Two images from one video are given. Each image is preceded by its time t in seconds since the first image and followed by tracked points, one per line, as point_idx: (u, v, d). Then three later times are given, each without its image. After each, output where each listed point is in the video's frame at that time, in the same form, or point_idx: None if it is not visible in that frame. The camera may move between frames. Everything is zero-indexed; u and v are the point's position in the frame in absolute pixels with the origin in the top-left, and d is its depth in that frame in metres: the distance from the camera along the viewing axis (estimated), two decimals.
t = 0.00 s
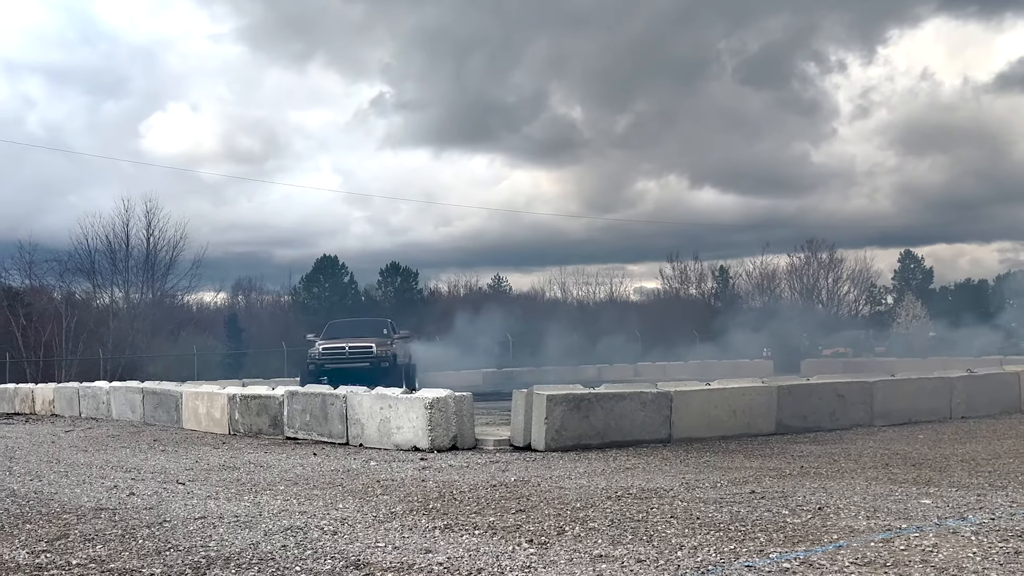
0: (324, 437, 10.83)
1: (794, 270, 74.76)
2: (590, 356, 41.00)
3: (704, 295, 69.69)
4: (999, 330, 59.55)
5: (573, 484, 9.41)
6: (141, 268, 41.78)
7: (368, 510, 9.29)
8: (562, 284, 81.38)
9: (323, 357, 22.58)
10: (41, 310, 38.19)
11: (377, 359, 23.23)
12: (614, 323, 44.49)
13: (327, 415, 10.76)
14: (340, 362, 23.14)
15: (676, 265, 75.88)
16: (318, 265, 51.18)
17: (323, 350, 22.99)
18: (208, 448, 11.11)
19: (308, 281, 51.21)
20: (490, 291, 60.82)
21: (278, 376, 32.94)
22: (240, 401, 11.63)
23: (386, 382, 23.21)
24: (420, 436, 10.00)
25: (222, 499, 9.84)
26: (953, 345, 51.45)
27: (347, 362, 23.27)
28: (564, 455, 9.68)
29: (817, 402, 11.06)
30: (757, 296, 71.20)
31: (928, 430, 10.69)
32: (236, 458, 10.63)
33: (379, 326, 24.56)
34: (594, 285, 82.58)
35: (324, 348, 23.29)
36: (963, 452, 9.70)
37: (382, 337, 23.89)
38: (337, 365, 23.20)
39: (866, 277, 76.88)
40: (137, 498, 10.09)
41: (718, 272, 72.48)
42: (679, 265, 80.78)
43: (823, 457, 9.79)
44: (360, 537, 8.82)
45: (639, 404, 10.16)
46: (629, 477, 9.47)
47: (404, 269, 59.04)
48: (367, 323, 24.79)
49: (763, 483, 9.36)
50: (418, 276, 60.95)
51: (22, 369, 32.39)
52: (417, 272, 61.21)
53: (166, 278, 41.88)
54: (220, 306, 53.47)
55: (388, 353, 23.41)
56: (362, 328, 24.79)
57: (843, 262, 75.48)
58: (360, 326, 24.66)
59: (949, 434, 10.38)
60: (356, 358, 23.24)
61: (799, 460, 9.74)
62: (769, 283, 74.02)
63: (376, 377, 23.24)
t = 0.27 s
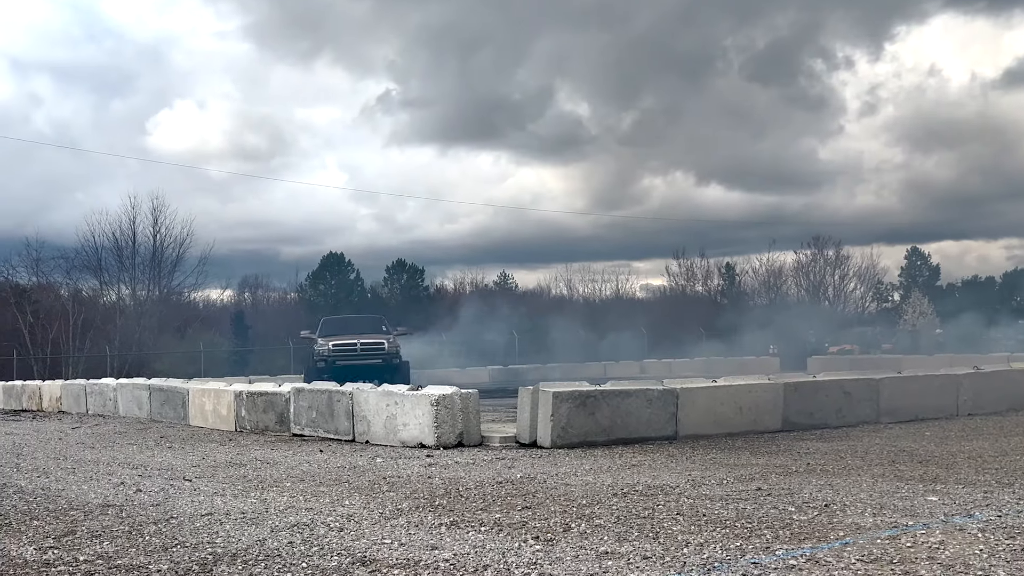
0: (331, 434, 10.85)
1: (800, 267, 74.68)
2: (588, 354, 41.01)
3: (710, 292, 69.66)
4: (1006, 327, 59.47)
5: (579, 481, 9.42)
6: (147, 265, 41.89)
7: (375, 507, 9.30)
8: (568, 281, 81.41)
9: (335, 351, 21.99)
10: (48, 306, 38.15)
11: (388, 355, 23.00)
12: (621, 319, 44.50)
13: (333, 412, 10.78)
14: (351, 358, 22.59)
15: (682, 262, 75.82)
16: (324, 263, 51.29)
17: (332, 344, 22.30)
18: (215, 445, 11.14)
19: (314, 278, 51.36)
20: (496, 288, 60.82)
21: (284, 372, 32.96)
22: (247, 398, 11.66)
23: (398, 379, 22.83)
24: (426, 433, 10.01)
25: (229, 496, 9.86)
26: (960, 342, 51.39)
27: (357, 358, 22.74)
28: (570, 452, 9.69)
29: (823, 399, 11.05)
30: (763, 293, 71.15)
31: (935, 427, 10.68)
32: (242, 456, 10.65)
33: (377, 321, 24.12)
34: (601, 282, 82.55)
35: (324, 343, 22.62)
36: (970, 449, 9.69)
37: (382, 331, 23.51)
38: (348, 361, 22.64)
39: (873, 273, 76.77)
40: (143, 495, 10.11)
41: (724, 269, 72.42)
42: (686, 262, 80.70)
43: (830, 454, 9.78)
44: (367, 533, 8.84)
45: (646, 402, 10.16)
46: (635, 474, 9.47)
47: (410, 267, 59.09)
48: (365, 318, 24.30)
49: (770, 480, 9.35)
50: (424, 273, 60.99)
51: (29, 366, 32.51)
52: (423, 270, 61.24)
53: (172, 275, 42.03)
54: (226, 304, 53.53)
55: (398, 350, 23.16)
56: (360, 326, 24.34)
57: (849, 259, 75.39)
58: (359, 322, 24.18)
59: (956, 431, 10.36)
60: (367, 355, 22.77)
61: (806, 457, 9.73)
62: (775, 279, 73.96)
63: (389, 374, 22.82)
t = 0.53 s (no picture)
0: (335, 432, 10.86)
1: (805, 265, 74.52)
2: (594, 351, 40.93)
3: (714, 290, 69.56)
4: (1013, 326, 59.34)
5: (583, 479, 9.42)
6: (152, 264, 41.89)
7: (379, 504, 9.31)
8: (573, 280, 81.33)
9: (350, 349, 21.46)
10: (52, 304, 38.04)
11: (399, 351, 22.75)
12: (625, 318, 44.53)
13: (338, 409, 10.79)
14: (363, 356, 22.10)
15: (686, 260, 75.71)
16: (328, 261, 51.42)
17: (346, 343, 21.72)
18: (219, 442, 11.16)
19: (318, 276, 51.57)
20: (500, 286, 60.82)
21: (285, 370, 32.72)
22: (251, 395, 11.68)
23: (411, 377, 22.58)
24: (430, 431, 10.02)
25: (234, 493, 9.88)
26: (966, 339, 51.27)
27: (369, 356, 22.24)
28: (574, 450, 9.69)
29: (828, 397, 11.04)
30: (767, 292, 71.02)
31: (939, 425, 10.66)
32: (246, 453, 10.67)
33: (378, 317, 23.84)
34: (605, 280, 82.42)
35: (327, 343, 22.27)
36: (974, 447, 9.68)
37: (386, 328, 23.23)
38: (360, 359, 22.12)
39: (878, 271, 76.59)
40: (148, 492, 10.14)
41: (728, 267, 72.30)
42: (691, 260, 80.64)
43: (834, 452, 9.76)
44: (371, 531, 8.85)
45: (649, 400, 10.16)
46: (639, 472, 9.48)
47: (414, 265, 59.09)
48: (366, 314, 23.93)
49: (774, 478, 9.35)
50: (428, 271, 60.98)
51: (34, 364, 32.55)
52: (427, 268, 61.23)
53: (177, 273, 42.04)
54: (230, 301, 53.54)
55: (409, 348, 22.87)
56: (361, 323, 23.95)
57: (855, 257, 75.26)
58: (360, 319, 23.78)
59: (961, 429, 10.34)
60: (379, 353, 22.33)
61: (810, 455, 9.72)
62: (780, 277, 73.81)
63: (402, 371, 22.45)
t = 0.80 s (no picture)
0: (336, 431, 10.87)
1: (807, 264, 74.41)
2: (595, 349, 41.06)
3: (716, 289, 69.49)
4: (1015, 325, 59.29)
5: (584, 478, 9.42)
6: (154, 262, 41.62)
7: (380, 503, 9.32)
8: (575, 279, 81.25)
9: (379, 346, 21.27)
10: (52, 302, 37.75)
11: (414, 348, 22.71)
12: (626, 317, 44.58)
13: (339, 408, 10.79)
14: (385, 353, 21.92)
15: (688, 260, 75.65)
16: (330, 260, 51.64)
17: (371, 340, 21.45)
18: (221, 441, 11.17)
19: (320, 275, 51.83)
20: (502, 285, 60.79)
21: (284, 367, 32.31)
22: (253, 394, 11.69)
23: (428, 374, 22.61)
24: (432, 430, 10.02)
25: (235, 492, 9.88)
26: (967, 339, 51.27)
27: (390, 353, 22.08)
28: (575, 449, 9.70)
29: (829, 396, 11.04)
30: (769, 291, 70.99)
31: (941, 424, 10.65)
32: (248, 452, 10.67)
33: (384, 314, 23.72)
34: (607, 279, 82.35)
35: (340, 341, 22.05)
36: (976, 446, 9.67)
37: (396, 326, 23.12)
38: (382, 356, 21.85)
39: (881, 271, 76.49)
40: (150, 491, 10.14)
41: (730, 267, 72.21)
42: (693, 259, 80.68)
43: (836, 452, 9.76)
44: (372, 530, 8.85)
45: (651, 399, 10.15)
46: (641, 470, 9.49)
47: (415, 264, 59.07)
48: (371, 311, 23.76)
49: (775, 478, 9.35)
50: (430, 270, 60.97)
51: (35, 363, 32.40)
52: (429, 267, 61.20)
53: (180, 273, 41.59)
54: (232, 300, 53.52)
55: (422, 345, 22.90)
56: (365, 321, 23.76)
57: (856, 256, 75.24)
58: (366, 317, 23.57)
59: (962, 428, 10.34)
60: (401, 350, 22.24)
61: (811, 454, 9.71)
62: (783, 277, 73.70)
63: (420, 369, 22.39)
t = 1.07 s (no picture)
0: (334, 430, 10.87)
1: (804, 264, 74.44)
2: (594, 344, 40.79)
3: (714, 289, 69.52)
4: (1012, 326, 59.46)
5: (582, 477, 9.42)
6: (152, 261, 41.71)
7: (378, 502, 9.31)
8: (572, 279, 81.21)
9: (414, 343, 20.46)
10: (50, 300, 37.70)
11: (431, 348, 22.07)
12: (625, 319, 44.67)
13: (337, 407, 10.79)
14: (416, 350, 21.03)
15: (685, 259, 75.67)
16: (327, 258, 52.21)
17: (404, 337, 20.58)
18: (218, 440, 11.16)
19: (318, 274, 52.40)
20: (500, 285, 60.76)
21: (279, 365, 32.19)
22: (250, 393, 11.68)
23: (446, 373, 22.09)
24: (429, 429, 10.02)
25: (232, 491, 9.88)
26: (965, 339, 51.29)
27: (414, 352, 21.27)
28: (573, 448, 9.70)
29: (827, 396, 11.05)
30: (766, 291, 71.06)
31: (939, 425, 10.65)
32: (244, 451, 10.66)
33: (396, 311, 22.97)
34: (605, 279, 82.34)
35: (362, 336, 20.97)
36: (973, 447, 9.68)
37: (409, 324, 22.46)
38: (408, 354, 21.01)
39: (878, 271, 76.55)
40: (147, 490, 10.14)
41: (728, 266, 72.23)
42: (689, 259, 80.85)
43: (833, 452, 9.76)
44: (370, 529, 8.85)
45: (649, 398, 10.15)
46: (638, 470, 9.49)
47: (413, 264, 59.06)
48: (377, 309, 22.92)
49: (772, 477, 9.35)
50: (428, 270, 60.99)
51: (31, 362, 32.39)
52: (427, 266, 61.19)
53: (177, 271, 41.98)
54: (229, 299, 53.46)
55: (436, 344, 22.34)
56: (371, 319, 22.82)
57: (854, 256, 75.27)
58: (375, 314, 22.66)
59: (959, 429, 10.34)
60: (429, 347, 21.52)
61: (808, 454, 9.71)
62: (780, 278, 73.76)
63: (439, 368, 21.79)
